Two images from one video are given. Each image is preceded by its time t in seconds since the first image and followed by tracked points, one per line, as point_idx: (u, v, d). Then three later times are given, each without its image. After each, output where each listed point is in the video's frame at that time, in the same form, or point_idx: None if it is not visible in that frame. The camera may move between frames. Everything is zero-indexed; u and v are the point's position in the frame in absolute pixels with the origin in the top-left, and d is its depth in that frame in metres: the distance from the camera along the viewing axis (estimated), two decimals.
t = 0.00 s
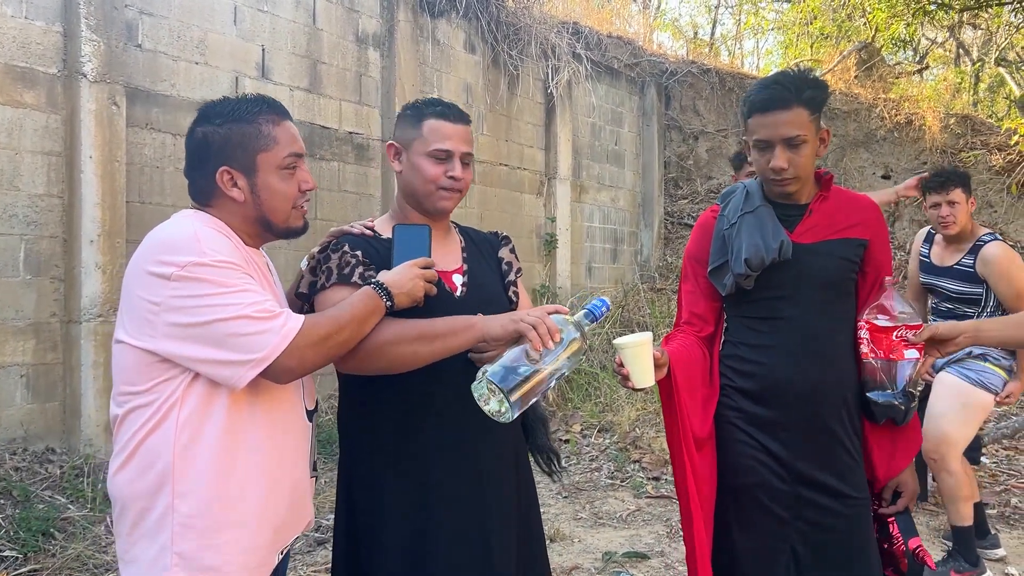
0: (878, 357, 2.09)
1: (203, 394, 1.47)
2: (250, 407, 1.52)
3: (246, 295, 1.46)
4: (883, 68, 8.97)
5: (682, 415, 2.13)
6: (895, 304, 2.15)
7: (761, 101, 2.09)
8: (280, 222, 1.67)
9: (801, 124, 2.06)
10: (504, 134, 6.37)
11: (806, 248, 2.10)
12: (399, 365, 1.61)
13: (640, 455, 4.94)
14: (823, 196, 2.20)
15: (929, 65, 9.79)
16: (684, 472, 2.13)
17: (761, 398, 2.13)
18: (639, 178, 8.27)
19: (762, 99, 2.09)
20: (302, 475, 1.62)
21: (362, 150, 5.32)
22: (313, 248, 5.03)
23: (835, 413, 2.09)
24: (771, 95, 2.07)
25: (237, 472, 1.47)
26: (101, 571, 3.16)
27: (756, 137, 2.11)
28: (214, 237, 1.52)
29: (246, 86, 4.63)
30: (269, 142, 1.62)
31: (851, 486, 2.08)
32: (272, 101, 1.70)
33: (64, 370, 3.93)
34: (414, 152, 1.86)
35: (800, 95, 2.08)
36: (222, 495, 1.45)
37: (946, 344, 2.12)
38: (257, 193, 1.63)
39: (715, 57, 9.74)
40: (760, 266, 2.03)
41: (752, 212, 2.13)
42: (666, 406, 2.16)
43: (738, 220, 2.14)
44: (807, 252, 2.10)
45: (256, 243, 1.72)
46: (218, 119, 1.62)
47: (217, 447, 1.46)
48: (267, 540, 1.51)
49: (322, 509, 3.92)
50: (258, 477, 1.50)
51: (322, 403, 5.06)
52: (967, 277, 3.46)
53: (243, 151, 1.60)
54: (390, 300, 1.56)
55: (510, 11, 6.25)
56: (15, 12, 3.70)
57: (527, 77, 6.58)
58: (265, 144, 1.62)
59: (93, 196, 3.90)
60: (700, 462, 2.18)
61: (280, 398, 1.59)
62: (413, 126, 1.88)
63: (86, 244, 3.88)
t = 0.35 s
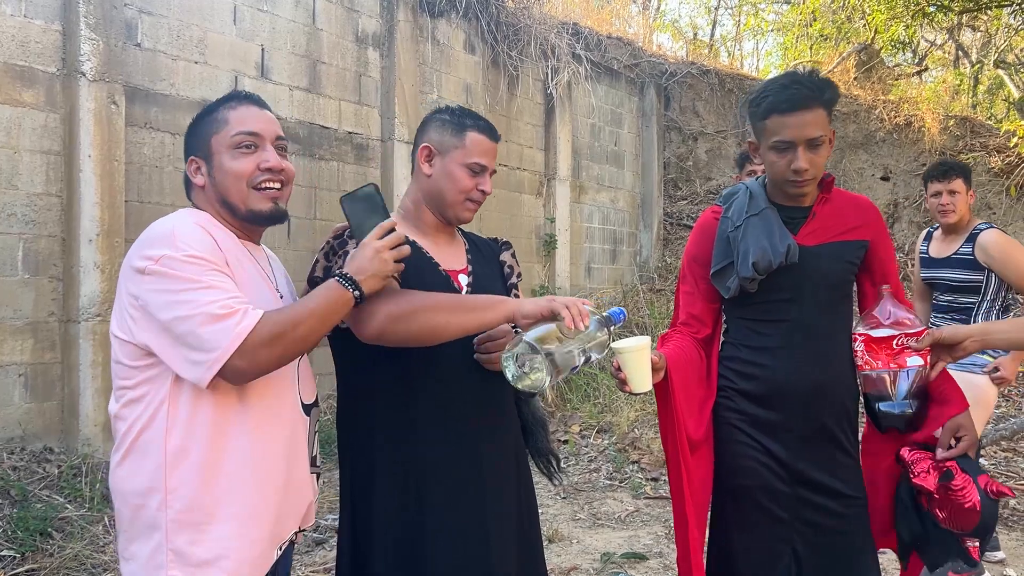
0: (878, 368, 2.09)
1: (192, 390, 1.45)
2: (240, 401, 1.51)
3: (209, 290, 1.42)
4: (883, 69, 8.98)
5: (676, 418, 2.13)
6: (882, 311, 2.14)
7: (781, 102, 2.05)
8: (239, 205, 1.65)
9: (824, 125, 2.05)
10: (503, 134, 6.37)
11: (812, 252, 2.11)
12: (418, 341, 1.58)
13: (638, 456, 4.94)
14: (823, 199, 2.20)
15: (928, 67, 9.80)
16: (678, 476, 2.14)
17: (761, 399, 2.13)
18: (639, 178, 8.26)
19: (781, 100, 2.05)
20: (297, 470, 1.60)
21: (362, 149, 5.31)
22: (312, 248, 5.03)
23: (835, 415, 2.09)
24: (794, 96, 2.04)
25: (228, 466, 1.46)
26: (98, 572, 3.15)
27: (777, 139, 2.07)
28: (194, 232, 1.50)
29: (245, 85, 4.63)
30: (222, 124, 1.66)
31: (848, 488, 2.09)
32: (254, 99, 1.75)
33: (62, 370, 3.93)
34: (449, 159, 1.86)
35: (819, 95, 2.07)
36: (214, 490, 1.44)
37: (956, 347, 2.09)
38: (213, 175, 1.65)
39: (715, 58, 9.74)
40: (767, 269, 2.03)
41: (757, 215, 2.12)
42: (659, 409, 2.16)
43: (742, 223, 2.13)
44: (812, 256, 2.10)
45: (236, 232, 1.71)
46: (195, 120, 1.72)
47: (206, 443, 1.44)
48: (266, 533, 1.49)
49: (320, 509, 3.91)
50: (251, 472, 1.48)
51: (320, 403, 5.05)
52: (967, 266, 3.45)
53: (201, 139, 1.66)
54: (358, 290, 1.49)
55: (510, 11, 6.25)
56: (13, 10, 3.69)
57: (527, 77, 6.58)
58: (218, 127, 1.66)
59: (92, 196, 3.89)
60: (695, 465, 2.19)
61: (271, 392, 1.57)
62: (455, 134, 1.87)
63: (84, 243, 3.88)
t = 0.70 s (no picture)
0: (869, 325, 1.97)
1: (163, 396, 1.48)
2: (214, 402, 1.51)
3: (133, 303, 1.45)
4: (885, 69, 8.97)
5: (689, 416, 2.15)
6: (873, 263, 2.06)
7: (768, 103, 2.09)
8: (241, 206, 1.67)
9: (811, 125, 2.04)
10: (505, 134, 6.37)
11: (821, 251, 2.10)
12: (424, 296, 1.55)
13: (641, 456, 4.94)
14: (836, 198, 2.17)
15: (931, 67, 9.79)
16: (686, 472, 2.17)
17: (770, 399, 2.13)
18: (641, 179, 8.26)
19: (768, 101, 2.09)
20: (286, 465, 1.59)
21: (364, 150, 5.32)
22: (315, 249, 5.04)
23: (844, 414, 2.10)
24: (780, 97, 2.07)
25: (204, 467, 1.47)
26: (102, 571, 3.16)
27: (765, 138, 2.10)
28: (167, 240, 1.52)
29: (248, 86, 4.64)
30: (228, 130, 1.69)
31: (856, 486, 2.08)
32: (266, 107, 1.77)
33: (66, 370, 3.93)
34: (457, 159, 1.87)
35: (805, 95, 2.06)
36: (190, 491, 1.45)
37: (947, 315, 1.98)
38: (219, 178, 1.68)
39: (717, 58, 9.74)
40: (774, 267, 2.04)
41: (767, 213, 2.14)
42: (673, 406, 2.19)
43: (752, 221, 2.15)
44: (822, 256, 2.10)
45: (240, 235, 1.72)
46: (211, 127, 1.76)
47: (179, 446, 1.47)
48: (249, 533, 1.49)
49: (323, 509, 3.92)
50: (227, 470, 1.48)
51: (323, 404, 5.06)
52: (961, 264, 3.45)
53: (211, 144, 1.70)
54: (262, 304, 1.44)
55: (512, 12, 6.26)
56: (17, 11, 3.70)
57: (529, 78, 6.59)
58: (225, 133, 1.69)
59: (96, 196, 3.90)
60: (704, 462, 2.22)
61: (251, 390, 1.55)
62: (461, 135, 1.88)
63: (88, 243, 3.89)
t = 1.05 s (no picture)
0: (863, 323, 1.98)
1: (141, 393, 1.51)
2: (188, 401, 1.52)
3: (109, 303, 1.48)
4: (893, 68, 8.94)
5: (704, 415, 2.13)
6: (857, 260, 2.00)
7: (770, 101, 2.11)
8: (238, 209, 1.69)
9: (813, 123, 2.04)
10: (512, 134, 6.36)
11: (830, 248, 2.10)
12: (463, 281, 1.57)
13: (648, 455, 4.94)
14: (850, 193, 2.17)
15: (939, 65, 9.75)
16: (695, 470, 2.11)
17: (780, 397, 2.14)
18: (648, 178, 8.25)
19: (770, 100, 2.11)
20: (262, 463, 1.58)
21: (371, 149, 5.33)
22: (322, 249, 5.05)
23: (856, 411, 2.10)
24: (781, 95, 2.08)
25: (174, 464, 1.49)
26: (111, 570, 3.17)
27: (770, 136, 2.11)
28: (153, 243, 1.54)
29: (256, 86, 4.65)
30: (234, 133, 1.71)
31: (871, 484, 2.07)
32: (275, 111, 1.79)
33: (75, 369, 3.95)
34: (449, 152, 1.92)
35: (806, 93, 2.06)
36: (160, 487, 1.48)
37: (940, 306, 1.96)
38: (220, 181, 1.70)
39: (724, 57, 9.72)
40: (781, 263, 2.04)
41: (775, 211, 2.14)
42: (685, 403, 2.14)
43: (760, 219, 2.16)
44: (832, 252, 2.10)
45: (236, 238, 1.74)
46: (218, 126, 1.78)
47: (153, 443, 1.50)
48: (216, 532, 1.49)
49: (330, 507, 3.92)
50: (196, 469, 1.49)
51: (330, 403, 5.07)
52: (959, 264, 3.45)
53: (216, 146, 1.72)
54: (220, 318, 1.44)
55: (518, 11, 6.26)
56: (26, 12, 3.72)
57: (536, 77, 6.58)
58: (230, 135, 1.71)
59: (104, 196, 3.91)
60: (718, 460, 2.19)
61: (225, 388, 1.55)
62: (448, 128, 1.94)
63: (97, 243, 3.91)
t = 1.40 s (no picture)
0: (888, 330, 1.99)
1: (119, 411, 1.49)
2: (168, 416, 1.50)
3: (80, 322, 1.43)
4: (905, 65, 8.89)
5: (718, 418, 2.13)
6: (886, 268, 2.02)
7: (798, 92, 2.10)
8: (209, 210, 1.64)
9: (844, 113, 2.06)
10: (522, 134, 6.36)
11: (849, 246, 2.09)
12: (488, 285, 1.57)
13: (660, 455, 4.93)
14: (866, 191, 2.16)
15: (951, 62, 9.70)
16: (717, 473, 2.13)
17: (795, 397, 2.13)
18: (658, 177, 8.24)
19: (798, 91, 2.11)
20: (246, 473, 1.55)
21: (382, 150, 5.34)
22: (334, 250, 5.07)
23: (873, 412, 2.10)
24: (811, 85, 2.08)
25: (157, 480, 1.47)
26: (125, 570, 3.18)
27: (798, 129, 2.09)
28: (120, 255, 1.49)
29: (267, 87, 4.66)
30: (198, 131, 1.65)
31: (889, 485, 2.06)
32: (239, 107, 1.74)
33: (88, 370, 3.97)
34: (447, 153, 1.94)
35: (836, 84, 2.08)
36: (143, 503, 1.46)
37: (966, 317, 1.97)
38: (187, 181, 1.65)
39: (734, 55, 9.69)
40: (798, 265, 2.03)
41: (790, 210, 2.13)
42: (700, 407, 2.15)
43: (776, 219, 2.14)
44: (850, 250, 2.09)
45: (207, 241, 1.68)
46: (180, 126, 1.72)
47: (134, 461, 1.48)
48: (203, 545, 1.47)
49: (342, 507, 3.93)
50: (180, 484, 1.48)
51: (342, 403, 5.09)
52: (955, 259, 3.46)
53: (181, 146, 1.67)
54: (194, 335, 1.41)
55: (528, 11, 6.26)
56: (40, 15, 3.74)
57: (546, 76, 6.58)
58: (194, 133, 1.66)
59: (117, 197, 3.93)
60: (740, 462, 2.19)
61: (204, 401, 1.52)
62: (439, 132, 1.97)
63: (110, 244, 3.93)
